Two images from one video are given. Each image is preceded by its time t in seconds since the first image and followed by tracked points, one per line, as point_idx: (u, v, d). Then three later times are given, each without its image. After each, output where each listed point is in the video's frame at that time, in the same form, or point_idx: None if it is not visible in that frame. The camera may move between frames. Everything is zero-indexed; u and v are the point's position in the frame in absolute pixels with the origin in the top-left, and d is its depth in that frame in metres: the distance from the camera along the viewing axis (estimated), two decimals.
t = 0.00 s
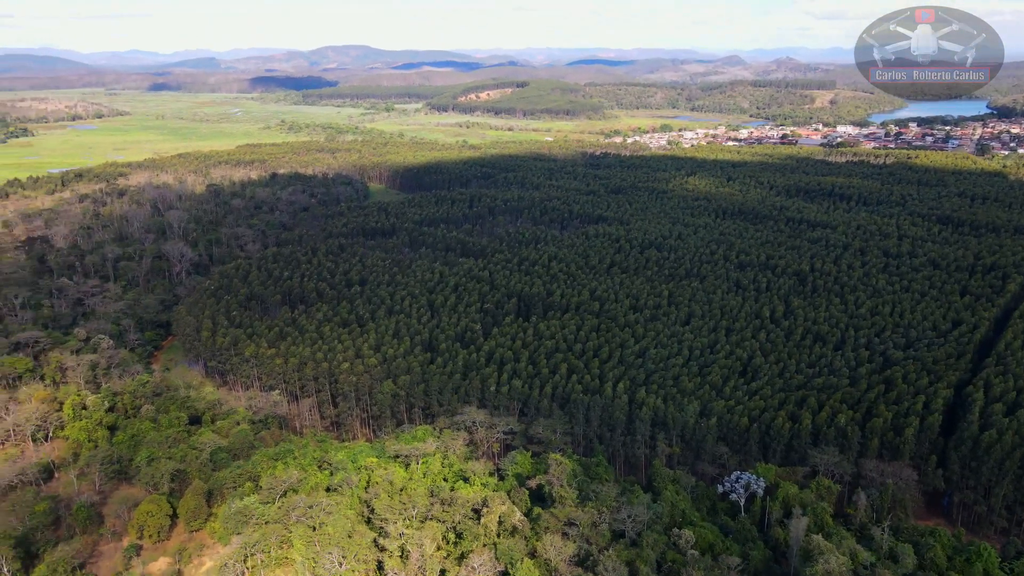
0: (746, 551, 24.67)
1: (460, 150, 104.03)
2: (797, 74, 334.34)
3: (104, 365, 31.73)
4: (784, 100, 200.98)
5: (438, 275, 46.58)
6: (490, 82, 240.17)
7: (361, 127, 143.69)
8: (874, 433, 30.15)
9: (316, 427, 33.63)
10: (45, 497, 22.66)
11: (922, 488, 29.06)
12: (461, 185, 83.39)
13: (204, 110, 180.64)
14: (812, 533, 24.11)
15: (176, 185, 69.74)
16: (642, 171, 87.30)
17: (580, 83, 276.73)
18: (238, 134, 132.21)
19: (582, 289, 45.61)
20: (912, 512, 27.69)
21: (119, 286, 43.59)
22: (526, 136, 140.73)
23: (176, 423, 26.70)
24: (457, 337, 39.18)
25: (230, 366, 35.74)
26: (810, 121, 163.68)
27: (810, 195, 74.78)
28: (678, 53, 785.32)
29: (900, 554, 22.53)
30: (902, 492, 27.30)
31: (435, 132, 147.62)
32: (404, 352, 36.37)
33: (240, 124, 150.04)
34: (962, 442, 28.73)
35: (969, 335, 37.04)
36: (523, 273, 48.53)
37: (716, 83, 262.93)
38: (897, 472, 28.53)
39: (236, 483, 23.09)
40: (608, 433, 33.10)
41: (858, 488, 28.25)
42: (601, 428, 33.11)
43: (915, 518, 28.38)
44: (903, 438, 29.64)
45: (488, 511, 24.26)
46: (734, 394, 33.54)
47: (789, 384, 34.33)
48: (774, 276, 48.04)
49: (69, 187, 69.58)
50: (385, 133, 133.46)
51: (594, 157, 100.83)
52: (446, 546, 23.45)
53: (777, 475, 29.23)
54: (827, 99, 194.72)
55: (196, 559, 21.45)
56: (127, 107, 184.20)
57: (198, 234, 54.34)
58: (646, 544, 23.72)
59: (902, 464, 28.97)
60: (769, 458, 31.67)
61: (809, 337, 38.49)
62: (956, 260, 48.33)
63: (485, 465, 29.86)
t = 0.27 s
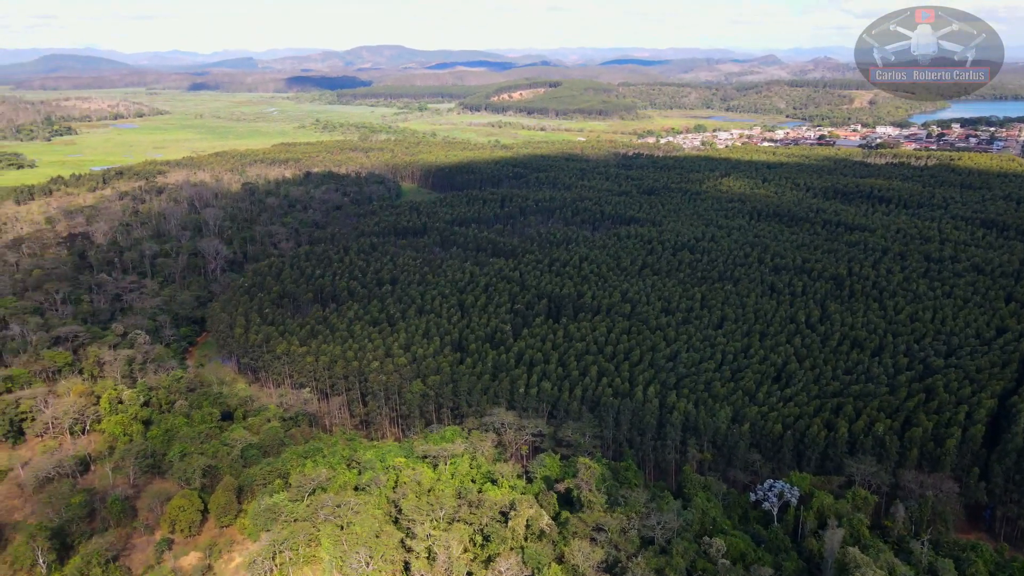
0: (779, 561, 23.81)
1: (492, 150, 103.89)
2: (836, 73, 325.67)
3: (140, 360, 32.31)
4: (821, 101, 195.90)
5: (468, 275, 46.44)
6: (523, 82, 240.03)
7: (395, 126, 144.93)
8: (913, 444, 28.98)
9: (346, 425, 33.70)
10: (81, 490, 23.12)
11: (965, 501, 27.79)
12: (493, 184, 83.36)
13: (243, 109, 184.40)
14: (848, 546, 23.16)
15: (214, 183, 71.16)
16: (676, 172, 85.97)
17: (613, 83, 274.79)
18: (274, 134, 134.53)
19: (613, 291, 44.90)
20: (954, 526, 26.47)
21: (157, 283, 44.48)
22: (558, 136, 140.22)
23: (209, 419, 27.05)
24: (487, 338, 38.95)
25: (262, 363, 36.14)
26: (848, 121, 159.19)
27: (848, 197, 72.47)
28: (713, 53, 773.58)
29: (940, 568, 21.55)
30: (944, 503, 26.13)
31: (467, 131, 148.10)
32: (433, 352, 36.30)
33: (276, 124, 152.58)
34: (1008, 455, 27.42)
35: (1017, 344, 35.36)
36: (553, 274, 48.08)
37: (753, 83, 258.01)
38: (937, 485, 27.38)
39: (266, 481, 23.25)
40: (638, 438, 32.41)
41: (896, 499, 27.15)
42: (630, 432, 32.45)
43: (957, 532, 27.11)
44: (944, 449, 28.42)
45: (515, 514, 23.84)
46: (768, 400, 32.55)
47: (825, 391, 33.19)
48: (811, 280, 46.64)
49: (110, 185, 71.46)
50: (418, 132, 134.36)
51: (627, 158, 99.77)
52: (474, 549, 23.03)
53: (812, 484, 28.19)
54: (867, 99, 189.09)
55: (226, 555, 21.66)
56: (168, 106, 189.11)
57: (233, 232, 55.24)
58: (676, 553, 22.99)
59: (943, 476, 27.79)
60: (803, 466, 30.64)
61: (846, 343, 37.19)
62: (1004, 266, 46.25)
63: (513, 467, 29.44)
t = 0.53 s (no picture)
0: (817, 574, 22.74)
1: (527, 149, 103.45)
2: (883, 72, 315.19)
3: (179, 355, 32.90)
4: (866, 101, 189.49)
5: (502, 275, 46.16)
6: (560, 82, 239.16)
7: (432, 126, 145.93)
8: (959, 456, 27.65)
9: (379, 424, 33.83)
10: (122, 481, 23.65)
11: (1012, 518, 26.48)
12: (529, 184, 83.07)
13: (285, 109, 188.18)
14: (891, 562, 22.06)
15: (255, 181, 72.56)
16: (715, 172, 84.18)
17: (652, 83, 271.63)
18: (313, 133, 136.78)
19: (649, 293, 43.99)
20: (1003, 544, 25.11)
21: (197, 279, 45.43)
22: (595, 136, 139.11)
23: (245, 415, 27.42)
24: (521, 338, 38.61)
25: (298, 360, 36.54)
26: (894, 122, 153.59)
27: (893, 200, 69.64)
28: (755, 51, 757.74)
29: None
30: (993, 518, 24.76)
31: (504, 131, 148.16)
32: (466, 352, 36.14)
33: (316, 123, 155.07)
34: None
35: None
36: (589, 275, 47.44)
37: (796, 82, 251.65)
38: (985, 499, 26.08)
39: (300, 478, 23.44)
40: (673, 443, 31.55)
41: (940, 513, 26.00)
42: (665, 437, 31.62)
43: (1005, 549, 25.70)
44: (992, 462, 27.07)
45: (546, 518, 23.29)
46: (808, 408, 31.37)
47: (867, 400, 31.89)
48: (854, 285, 44.93)
49: (155, 183, 73.56)
50: (455, 132, 134.97)
51: (665, 158, 98.23)
52: (504, 552, 22.93)
53: (853, 495, 26.94)
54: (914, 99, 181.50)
55: (260, 550, 21.89)
56: (214, 105, 194.26)
57: (272, 229, 56.20)
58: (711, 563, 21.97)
59: (991, 490, 26.50)
60: (842, 476, 29.50)
61: (890, 350, 35.70)
62: None
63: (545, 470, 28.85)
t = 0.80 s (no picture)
0: None
1: (565, 150, 102.65)
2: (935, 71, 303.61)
3: (218, 351, 33.53)
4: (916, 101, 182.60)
5: (538, 276, 45.75)
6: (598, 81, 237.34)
7: (469, 125, 146.50)
8: (1012, 471, 26.19)
9: (413, 423, 33.84)
10: (161, 475, 24.07)
11: None
12: (566, 184, 82.49)
13: (325, 108, 191.46)
14: None
15: (295, 180, 73.77)
16: (756, 174, 82.12)
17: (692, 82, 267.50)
18: (352, 132, 138.56)
19: (687, 296, 42.94)
20: None
21: (237, 276, 46.33)
22: (633, 136, 137.54)
23: (281, 411, 27.73)
24: (555, 340, 38.15)
25: (334, 358, 36.83)
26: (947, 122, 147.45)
27: (945, 203, 66.68)
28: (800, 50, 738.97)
29: None
30: None
31: (541, 131, 147.73)
32: (501, 353, 35.87)
33: (355, 122, 157.16)
34: None
35: None
36: (625, 277, 46.64)
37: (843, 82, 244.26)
38: None
39: (334, 476, 23.54)
40: (709, 450, 30.61)
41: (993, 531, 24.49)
42: (701, 443, 30.69)
43: None
44: None
45: (579, 524, 22.64)
46: (851, 417, 30.12)
47: (912, 410, 30.51)
48: (900, 290, 43.11)
49: (199, 180, 75.44)
50: (492, 131, 135.18)
51: (704, 159, 96.35)
52: (536, 557, 22.21)
53: (897, 508, 25.70)
54: (966, 100, 172.09)
55: (294, 547, 22.02)
56: (257, 105, 198.76)
57: (310, 228, 56.98)
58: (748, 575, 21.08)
59: None
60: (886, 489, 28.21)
61: (938, 359, 34.12)
62: None
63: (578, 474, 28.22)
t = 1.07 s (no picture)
0: None
1: (603, 150, 101.52)
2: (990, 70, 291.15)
3: (255, 347, 34.04)
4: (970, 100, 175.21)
5: (573, 277, 45.20)
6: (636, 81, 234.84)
7: (506, 125, 146.59)
8: None
9: (446, 423, 33.78)
10: (198, 469, 24.46)
11: None
12: (603, 185, 81.69)
13: (364, 108, 194.13)
14: None
15: (334, 178, 74.72)
16: (797, 175, 79.88)
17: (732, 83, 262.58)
18: (390, 131, 139.89)
19: (724, 300, 41.80)
20: None
21: (276, 273, 47.09)
22: (671, 137, 135.58)
23: (316, 409, 28.02)
24: (590, 342, 37.59)
25: (369, 356, 37.00)
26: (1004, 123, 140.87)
27: (1000, 207, 63.50)
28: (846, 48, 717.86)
29: None
30: None
31: (578, 130, 146.87)
32: (536, 354, 35.54)
33: (393, 121, 158.75)
34: None
35: None
36: (662, 279, 45.73)
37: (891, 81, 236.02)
38: None
39: (367, 475, 23.50)
40: (746, 457, 29.57)
41: None
42: (738, 450, 29.66)
43: None
44: None
45: (612, 529, 22.02)
46: (894, 427, 28.92)
47: (958, 422, 29.19)
48: (949, 297, 41.20)
49: (240, 178, 77.09)
50: (528, 131, 134.99)
51: (745, 160, 94.23)
52: (568, 562, 21.59)
53: (944, 521, 24.40)
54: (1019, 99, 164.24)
55: (326, 544, 22.09)
56: (298, 104, 202.81)
57: (348, 226, 57.64)
58: None
59: None
60: (931, 502, 27.07)
61: (986, 369, 32.55)
62: None
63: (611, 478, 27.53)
